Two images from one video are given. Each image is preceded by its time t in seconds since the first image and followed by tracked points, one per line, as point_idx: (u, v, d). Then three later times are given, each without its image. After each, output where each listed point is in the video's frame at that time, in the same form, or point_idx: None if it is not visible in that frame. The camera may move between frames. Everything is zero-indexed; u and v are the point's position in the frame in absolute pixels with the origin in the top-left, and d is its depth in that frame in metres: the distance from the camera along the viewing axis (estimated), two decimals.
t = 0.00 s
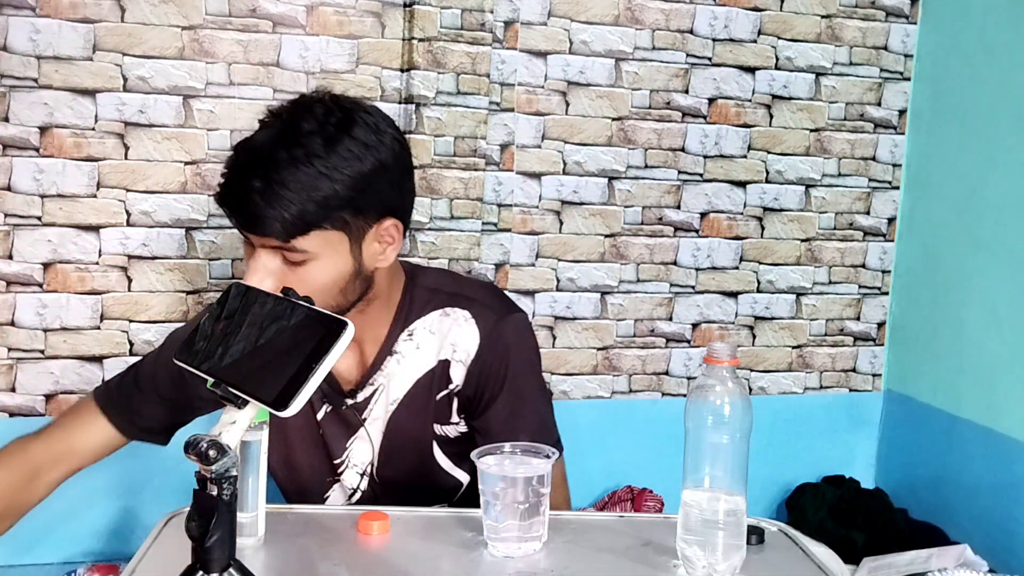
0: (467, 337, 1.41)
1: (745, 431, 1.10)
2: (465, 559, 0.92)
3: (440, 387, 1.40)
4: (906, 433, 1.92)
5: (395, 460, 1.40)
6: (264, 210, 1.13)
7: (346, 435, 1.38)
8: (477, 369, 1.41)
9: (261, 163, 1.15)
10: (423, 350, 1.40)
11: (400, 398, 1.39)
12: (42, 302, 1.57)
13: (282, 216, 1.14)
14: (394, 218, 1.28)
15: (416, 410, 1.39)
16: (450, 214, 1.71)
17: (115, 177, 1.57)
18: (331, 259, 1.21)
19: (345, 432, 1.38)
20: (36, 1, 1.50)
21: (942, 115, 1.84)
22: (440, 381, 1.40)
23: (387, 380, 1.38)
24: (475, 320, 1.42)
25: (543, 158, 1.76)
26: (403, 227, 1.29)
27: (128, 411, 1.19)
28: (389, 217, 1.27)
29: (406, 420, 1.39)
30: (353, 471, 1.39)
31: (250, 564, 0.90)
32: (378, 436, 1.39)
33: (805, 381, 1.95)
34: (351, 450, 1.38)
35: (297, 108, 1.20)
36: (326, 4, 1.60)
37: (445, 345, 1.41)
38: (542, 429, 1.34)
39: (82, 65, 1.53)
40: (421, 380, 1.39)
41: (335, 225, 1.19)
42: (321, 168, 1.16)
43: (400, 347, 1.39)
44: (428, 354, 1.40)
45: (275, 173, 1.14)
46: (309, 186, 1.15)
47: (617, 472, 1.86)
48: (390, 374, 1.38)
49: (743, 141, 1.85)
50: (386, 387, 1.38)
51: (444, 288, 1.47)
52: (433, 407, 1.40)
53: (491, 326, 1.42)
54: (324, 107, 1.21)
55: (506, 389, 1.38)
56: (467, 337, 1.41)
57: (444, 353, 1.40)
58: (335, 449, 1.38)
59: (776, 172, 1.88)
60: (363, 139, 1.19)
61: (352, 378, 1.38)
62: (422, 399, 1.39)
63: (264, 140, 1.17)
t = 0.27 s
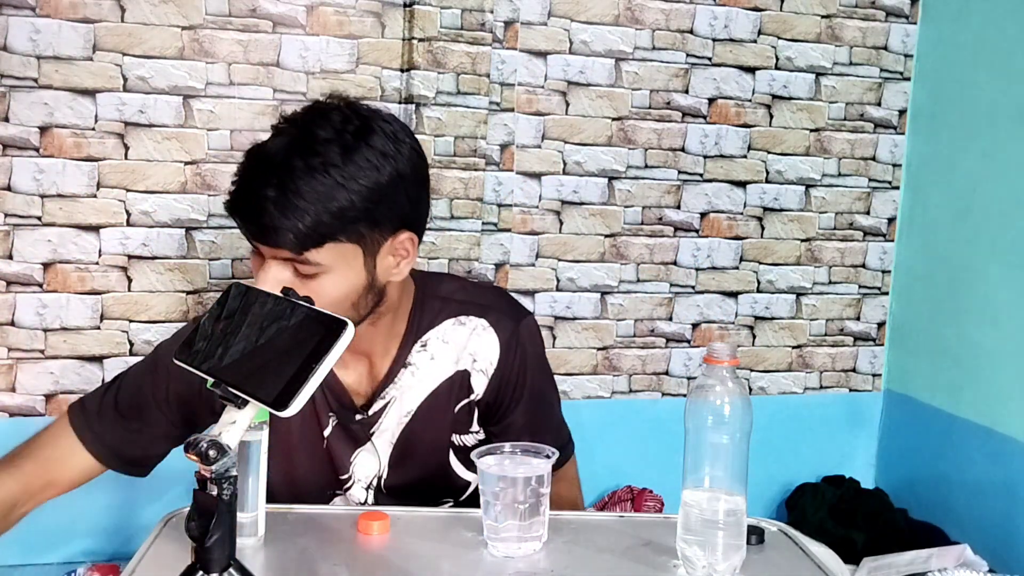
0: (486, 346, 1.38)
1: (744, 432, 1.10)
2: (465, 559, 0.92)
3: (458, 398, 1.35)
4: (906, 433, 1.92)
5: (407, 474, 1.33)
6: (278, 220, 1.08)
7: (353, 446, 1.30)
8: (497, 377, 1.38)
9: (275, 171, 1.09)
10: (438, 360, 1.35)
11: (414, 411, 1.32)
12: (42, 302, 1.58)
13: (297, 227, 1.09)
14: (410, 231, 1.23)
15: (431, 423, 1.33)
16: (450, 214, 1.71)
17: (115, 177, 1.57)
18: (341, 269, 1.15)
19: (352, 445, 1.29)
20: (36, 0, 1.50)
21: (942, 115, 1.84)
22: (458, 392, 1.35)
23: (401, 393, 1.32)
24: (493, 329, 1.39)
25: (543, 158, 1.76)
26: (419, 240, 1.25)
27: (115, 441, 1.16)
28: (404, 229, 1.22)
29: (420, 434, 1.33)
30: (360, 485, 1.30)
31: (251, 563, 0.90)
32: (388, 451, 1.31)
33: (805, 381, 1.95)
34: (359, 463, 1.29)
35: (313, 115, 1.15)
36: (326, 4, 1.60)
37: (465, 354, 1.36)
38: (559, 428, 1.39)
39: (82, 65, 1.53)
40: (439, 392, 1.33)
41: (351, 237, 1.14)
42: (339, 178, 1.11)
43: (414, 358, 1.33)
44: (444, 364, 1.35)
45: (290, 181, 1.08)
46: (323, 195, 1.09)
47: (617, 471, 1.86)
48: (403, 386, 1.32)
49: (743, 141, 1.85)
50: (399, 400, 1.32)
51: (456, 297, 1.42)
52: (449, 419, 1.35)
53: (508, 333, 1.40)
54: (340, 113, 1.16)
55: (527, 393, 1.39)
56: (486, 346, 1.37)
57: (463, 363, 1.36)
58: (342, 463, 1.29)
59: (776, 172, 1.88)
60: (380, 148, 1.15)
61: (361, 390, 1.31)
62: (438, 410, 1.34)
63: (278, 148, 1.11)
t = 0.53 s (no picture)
0: (490, 359, 1.37)
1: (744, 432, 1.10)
2: (465, 560, 0.92)
3: (461, 410, 1.35)
4: (906, 433, 1.92)
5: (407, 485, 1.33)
6: (277, 238, 1.08)
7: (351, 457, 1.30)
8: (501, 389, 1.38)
9: (276, 188, 1.09)
10: (439, 372, 1.35)
11: (414, 423, 1.32)
12: (42, 302, 1.58)
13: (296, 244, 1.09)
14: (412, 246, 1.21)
15: (433, 434, 1.33)
16: (450, 214, 1.71)
17: (115, 177, 1.57)
18: (340, 287, 1.14)
19: (349, 454, 1.29)
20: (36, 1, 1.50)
21: (942, 115, 1.84)
22: (460, 405, 1.35)
23: (401, 404, 1.32)
24: (498, 341, 1.38)
25: (543, 158, 1.76)
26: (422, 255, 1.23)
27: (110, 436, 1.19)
28: (406, 244, 1.20)
29: (420, 445, 1.33)
30: (359, 494, 1.31)
31: (251, 564, 0.90)
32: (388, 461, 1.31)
33: (805, 381, 1.95)
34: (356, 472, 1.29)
35: (316, 129, 1.14)
36: (326, 4, 1.60)
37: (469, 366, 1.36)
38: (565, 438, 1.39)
39: (82, 65, 1.53)
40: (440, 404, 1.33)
41: (351, 254, 1.13)
42: (339, 196, 1.10)
43: (416, 369, 1.33)
44: (445, 376, 1.35)
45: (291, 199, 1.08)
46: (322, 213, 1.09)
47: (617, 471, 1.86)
48: (404, 397, 1.32)
49: (743, 141, 1.85)
50: (399, 411, 1.32)
51: (460, 308, 1.41)
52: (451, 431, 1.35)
53: (512, 345, 1.40)
54: (343, 127, 1.15)
55: (532, 403, 1.38)
56: (491, 359, 1.37)
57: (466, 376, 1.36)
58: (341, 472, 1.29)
59: (776, 172, 1.88)
60: (383, 163, 1.13)
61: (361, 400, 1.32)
62: (440, 422, 1.34)
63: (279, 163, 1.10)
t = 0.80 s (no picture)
0: (485, 370, 1.56)
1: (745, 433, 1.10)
2: (465, 559, 0.92)
3: (459, 416, 1.55)
4: (906, 433, 1.92)
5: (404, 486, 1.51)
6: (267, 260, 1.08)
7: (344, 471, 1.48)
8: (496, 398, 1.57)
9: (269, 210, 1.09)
10: (434, 384, 1.53)
11: (412, 434, 1.51)
12: (42, 302, 1.58)
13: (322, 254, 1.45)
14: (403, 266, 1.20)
15: (430, 439, 1.52)
16: (450, 214, 1.70)
17: (116, 177, 1.57)
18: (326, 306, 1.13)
19: (345, 467, 1.48)
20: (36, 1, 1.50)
21: (943, 115, 1.84)
22: (457, 412, 1.54)
23: (396, 415, 1.50)
24: (491, 353, 1.58)
25: (543, 158, 1.76)
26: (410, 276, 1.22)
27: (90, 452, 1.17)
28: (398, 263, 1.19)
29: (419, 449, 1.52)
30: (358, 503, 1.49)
31: (251, 564, 0.90)
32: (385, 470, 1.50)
33: (805, 381, 1.95)
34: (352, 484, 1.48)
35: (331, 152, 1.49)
36: (326, 4, 1.60)
37: (465, 378, 1.55)
38: (562, 438, 1.61)
39: (82, 65, 1.53)
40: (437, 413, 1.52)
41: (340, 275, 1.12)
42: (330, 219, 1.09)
43: (410, 382, 1.52)
44: (443, 386, 1.54)
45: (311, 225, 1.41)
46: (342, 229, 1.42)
47: (617, 471, 1.86)
48: (400, 408, 1.50)
49: (743, 141, 1.85)
50: (393, 423, 1.50)
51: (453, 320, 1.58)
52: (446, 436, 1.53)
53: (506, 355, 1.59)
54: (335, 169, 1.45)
55: (529, 408, 1.61)
56: (486, 370, 1.56)
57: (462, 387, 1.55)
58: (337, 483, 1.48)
59: (776, 172, 1.88)
60: (381, 177, 1.48)
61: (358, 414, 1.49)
62: (438, 428, 1.53)
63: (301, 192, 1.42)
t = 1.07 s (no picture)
0: (487, 358, 1.54)
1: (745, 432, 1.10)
2: (465, 559, 0.92)
3: (462, 407, 1.52)
4: (906, 433, 1.92)
5: (412, 479, 1.49)
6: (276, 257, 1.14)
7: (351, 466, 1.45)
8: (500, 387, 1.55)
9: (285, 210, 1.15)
10: (437, 373, 1.51)
11: (416, 424, 1.49)
12: (42, 302, 1.58)
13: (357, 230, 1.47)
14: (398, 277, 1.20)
15: (435, 430, 1.51)
16: (450, 214, 1.70)
17: (116, 177, 1.57)
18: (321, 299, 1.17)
19: (352, 464, 1.45)
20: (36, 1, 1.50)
21: (943, 115, 1.84)
22: (460, 400, 1.52)
23: (400, 408, 1.49)
24: (494, 341, 1.55)
25: (543, 158, 1.76)
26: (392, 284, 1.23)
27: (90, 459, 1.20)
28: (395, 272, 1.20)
29: (424, 441, 1.50)
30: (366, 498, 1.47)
31: (251, 564, 0.90)
32: (392, 464, 1.48)
33: (805, 381, 1.95)
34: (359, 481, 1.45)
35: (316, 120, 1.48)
36: (326, 4, 1.60)
37: (467, 366, 1.52)
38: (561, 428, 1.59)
39: (82, 65, 1.53)
40: (439, 402, 1.50)
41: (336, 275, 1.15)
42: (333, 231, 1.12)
43: (413, 372, 1.49)
44: (445, 376, 1.51)
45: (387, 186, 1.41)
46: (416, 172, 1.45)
47: (617, 471, 1.86)
48: (404, 399, 1.49)
49: (743, 141, 1.85)
50: (399, 416, 1.48)
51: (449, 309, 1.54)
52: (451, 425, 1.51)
53: (507, 343, 1.56)
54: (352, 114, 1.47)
55: (531, 398, 1.57)
56: (488, 359, 1.54)
57: (465, 375, 1.52)
58: (344, 482, 1.45)
59: (776, 172, 1.88)
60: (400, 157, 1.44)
61: (361, 410, 1.47)
62: (440, 420, 1.51)
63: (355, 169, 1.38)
